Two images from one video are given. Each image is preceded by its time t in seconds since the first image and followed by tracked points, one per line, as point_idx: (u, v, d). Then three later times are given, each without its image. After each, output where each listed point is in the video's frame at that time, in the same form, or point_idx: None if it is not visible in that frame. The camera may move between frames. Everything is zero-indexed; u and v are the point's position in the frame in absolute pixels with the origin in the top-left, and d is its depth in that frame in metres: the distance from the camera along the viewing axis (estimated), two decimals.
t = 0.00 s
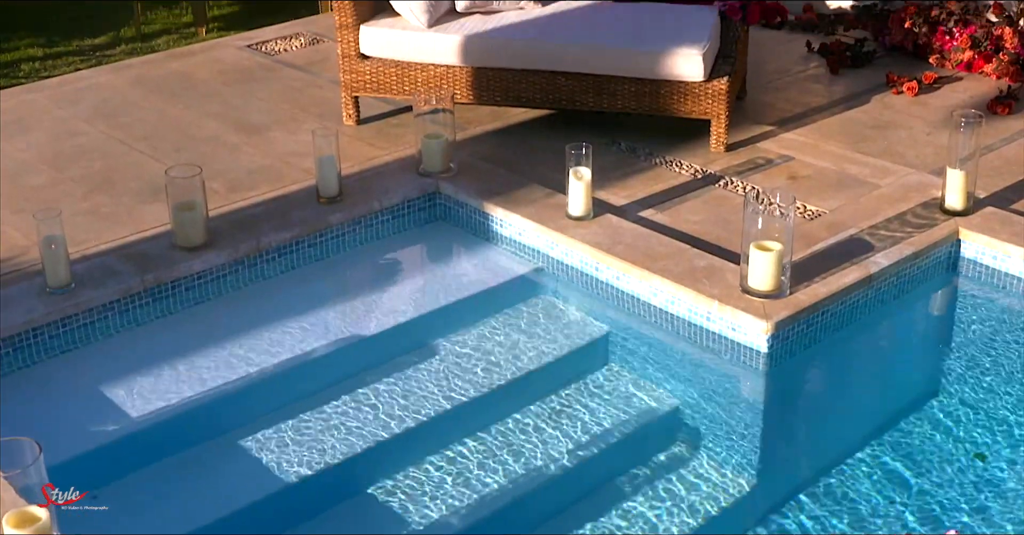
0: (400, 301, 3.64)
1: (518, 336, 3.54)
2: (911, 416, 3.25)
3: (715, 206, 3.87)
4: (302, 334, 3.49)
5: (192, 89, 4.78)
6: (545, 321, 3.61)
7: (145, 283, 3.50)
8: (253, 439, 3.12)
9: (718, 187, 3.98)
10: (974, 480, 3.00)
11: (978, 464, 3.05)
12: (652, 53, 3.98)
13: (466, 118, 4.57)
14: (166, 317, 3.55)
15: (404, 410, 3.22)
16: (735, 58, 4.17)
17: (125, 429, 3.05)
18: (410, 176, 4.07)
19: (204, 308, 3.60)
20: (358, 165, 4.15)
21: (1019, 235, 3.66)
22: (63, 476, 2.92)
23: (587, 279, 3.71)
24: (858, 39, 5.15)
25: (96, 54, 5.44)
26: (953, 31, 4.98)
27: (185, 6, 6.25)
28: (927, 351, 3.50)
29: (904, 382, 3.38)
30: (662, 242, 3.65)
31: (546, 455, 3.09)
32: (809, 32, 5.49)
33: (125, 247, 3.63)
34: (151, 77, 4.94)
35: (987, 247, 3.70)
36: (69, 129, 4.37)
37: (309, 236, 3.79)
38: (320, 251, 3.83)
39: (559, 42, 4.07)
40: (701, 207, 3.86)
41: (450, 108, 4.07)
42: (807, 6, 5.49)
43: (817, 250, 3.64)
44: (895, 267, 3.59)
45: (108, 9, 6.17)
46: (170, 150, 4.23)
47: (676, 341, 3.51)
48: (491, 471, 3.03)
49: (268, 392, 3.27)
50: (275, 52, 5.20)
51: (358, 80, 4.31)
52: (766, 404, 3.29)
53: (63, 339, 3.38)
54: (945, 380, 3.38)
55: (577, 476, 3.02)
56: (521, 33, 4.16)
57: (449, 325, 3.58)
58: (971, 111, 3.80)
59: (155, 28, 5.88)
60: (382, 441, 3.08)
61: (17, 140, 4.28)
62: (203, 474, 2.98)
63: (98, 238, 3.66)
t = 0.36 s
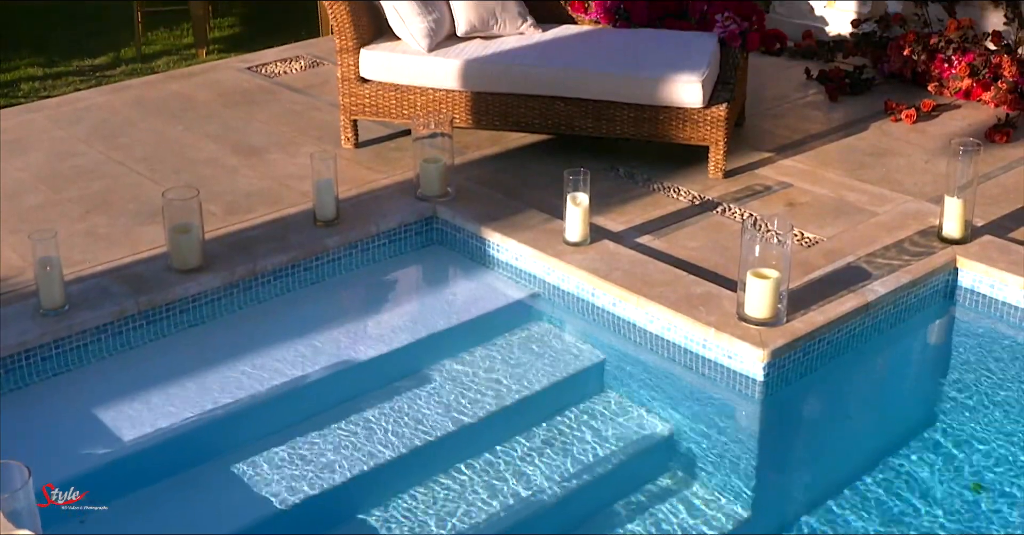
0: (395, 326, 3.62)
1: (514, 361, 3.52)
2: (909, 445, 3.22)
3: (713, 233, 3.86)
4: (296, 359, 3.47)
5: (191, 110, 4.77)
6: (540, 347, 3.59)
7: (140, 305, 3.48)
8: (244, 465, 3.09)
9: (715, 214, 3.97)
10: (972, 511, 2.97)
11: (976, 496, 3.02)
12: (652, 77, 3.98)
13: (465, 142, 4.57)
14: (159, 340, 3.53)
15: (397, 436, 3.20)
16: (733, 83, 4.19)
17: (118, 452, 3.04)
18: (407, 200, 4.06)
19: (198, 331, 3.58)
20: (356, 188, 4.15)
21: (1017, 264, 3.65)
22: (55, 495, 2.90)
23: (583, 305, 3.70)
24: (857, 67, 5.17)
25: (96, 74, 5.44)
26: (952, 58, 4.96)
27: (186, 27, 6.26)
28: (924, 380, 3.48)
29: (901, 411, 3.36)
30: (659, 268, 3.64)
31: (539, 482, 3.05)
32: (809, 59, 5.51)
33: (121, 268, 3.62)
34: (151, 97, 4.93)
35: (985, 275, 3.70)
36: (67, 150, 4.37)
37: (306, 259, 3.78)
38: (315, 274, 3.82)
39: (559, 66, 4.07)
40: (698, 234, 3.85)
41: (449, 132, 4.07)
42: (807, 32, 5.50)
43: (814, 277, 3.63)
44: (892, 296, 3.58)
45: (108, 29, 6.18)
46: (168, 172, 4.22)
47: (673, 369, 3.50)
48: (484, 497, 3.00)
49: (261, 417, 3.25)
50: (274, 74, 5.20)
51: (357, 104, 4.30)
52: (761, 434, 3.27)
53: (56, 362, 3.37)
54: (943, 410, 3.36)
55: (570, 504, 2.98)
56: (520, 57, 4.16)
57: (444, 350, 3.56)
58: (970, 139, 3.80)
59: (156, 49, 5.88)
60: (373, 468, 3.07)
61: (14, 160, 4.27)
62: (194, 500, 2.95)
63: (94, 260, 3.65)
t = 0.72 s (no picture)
0: (390, 356, 3.62)
1: (510, 391, 3.51)
2: (907, 478, 3.20)
3: (710, 264, 3.87)
4: (291, 388, 3.46)
5: (190, 137, 4.78)
6: (536, 378, 3.58)
7: (136, 332, 3.48)
8: (238, 494, 3.06)
9: (712, 245, 3.98)
10: None
11: (974, 529, 3.00)
12: (651, 108, 3.99)
13: (462, 172, 4.58)
14: (156, 367, 3.53)
15: (392, 466, 3.18)
16: (731, 115, 4.20)
17: (112, 479, 3.03)
18: (405, 229, 4.07)
19: (194, 359, 3.58)
20: (354, 216, 4.15)
21: (1013, 296, 3.65)
22: (56, 494, 2.97)
23: (580, 335, 3.70)
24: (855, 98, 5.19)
25: (95, 100, 5.46)
26: (948, 91, 5.00)
27: (186, 53, 6.28)
28: (921, 414, 3.47)
29: (898, 444, 3.35)
30: (656, 299, 3.64)
31: (534, 512, 3.03)
32: (806, 91, 5.54)
33: (117, 295, 3.62)
34: (150, 123, 4.95)
35: (981, 308, 3.69)
36: (64, 175, 4.37)
37: (302, 287, 3.78)
38: (312, 303, 3.81)
39: (558, 96, 4.08)
40: (695, 265, 3.85)
41: (446, 161, 4.08)
42: (805, 64, 5.53)
43: (812, 308, 3.63)
44: (890, 328, 3.58)
45: (108, 55, 6.20)
46: (165, 198, 4.23)
47: (669, 401, 3.49)
48: (479, 526, 2.97)
49: (255, 445, 3.23)
50: (273, 101, 5.21)
51: (356, 133, 4.32)
52: (758, 467, 3.25)
53: (51, 388, 3.36)
54: (938, 443, 3.35)
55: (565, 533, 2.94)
56: (519, 86, 4.17)
57: (440, 380, 3.55)
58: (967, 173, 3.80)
59: (155, 74, 5.90)
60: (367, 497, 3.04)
61: (12, 186, 4.28)
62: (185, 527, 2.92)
63: (90, 286, 3.65)
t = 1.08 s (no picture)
0: (389, 389, 3.61)
1: (509, 424, 3.50)
2: (907, 511, 3.18)
3: (709, 297, 3.87)
4: (289, 420, 3.45)
5: (190, 168, 4.79)
6: (535, 412, 3.57)
7: (134, 364, 3.47)
8: (236, 525, 3.04)
9: (711, 278, 3.99)
10: None
11: None
12: (651, 140, 4.00)
13: (461, 204, 4.59)
14: (154, 398, 3.53)
15: (390, 497, 3.16)
16: (730, 149, 4.20)
17: (109, 512, 3.02)
18: (404, 262, 4.07)
19: (191, 391, 3.57)
20: (353, 248, 4.16)
21: (1011, 330, 3.66)
22: (56, 495, 3.08)
23: (578, 368, 3.69)
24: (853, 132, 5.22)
25: (95, 130, 5.48)
26: (947, 124, 5.01)
27: (186, 84, 6.31)
28: (921, 447, 3.46)
29: (898, 476, 3.33)
30: (654, 333, 3.64)
31: None
32: (805, 124, 5.55)
33: (116, 326, 3.62)
34: (150, 154, 4.96)
35: (979, 342, 3.69)
36: (64, 206, 4.38)
37: (301, 318, 3.78)
38: (310, 334, 3.81)
39: (557, 128, 4.09)
40: (694, 299, 3.85)
41: (445, 195, 4.08)
42: (804, 98, 5.55)
43: (810, 342, 3.63)
44: (888, 362, 3.58)
45: (108, 85, 6.22)
46: (164, 230, 4.23)
47: (667, 434, 3.47)
48: None
49: (252, 477, 3.21)
50: (272, 132, 5.23)
51: (354, 164, 4.34)
52: (756, 500, 3.23)
53: (48, 419, 3.35)
54: (937, 476, 3.33)
55: None
56: (519, 118, 4.19)
57: (439, 412, 3.54)
58: (965, 207, 3.81)
59: (155, 105, 5.92)
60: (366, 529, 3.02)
61: (12, 216, 4.28)
62: None
63: (89, 316, 3.65)
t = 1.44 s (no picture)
0: (389, 421, 3.61)
1: (510, 457, 3.49)
2: None
3: (709, 330, 3.88)
4: (290, 451, 3.45)
5: (191, 198, 4.80)
6: (535, 444, 3.56)
7: (134, 395, 3.47)
8: None
9: (711, 310, 3.99)
10: None
11: None
12: (651, 172, 4.01)
13: (462, 235, 4.60)
14: (154, 429, 3.52)
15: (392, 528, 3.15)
16: (730, 181, 4.23)
17: None
18: (404, 293, 4.08)
19: (191, 423, 3.56)
20: (353, 280, 4.17)
21: (1012, 363, 3.65)
22: (56, 495, 3.20)
23: (578, 401, 3.69)
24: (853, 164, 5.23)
25: (96, 160, 5.49)
26: (947, 157, 5.05)
27: (187, 114, 6.33)
28: (922, 480, 3.44)
29: (898, 508, 3.32)
30: (655, 366, 3.63)
31: None
32: (805, 156, 5.56)
33: (116, 356, 3.62)
34: (151, 184, 4.97)
35: (980, 375, 3.69)
36: (65, 236, 4.39)
37: (301, 350, 3.78)
38: (311, 366, 3.81)
39: (557, 160, 4.11)
40: (694, 331, 3.85)
41: (445, 226, 4.10)
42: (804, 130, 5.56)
43: (811, 375, 3.63)
44: (888, 395, 3.57)
45: (110, 115, 6.24)
46: (164, 260, 4.24)
47: (667, 466, 3.46)
48: None
49: (252, 509, 3.20)
50: (273, 163, 5.24)
51: (355, 196, 4.35)
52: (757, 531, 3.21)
53: (48, 450, 3.35)
54: (938, 507, 3.32)
55: None
56: (519, 150, 4.20)
57: (440, 444, 3.54)
58: (965, 239, 3.82)
59: (156, 135, 5.94)
60: None
61: (13, 247, 4.29)
62: None
63: (89, 347, 3.65)
